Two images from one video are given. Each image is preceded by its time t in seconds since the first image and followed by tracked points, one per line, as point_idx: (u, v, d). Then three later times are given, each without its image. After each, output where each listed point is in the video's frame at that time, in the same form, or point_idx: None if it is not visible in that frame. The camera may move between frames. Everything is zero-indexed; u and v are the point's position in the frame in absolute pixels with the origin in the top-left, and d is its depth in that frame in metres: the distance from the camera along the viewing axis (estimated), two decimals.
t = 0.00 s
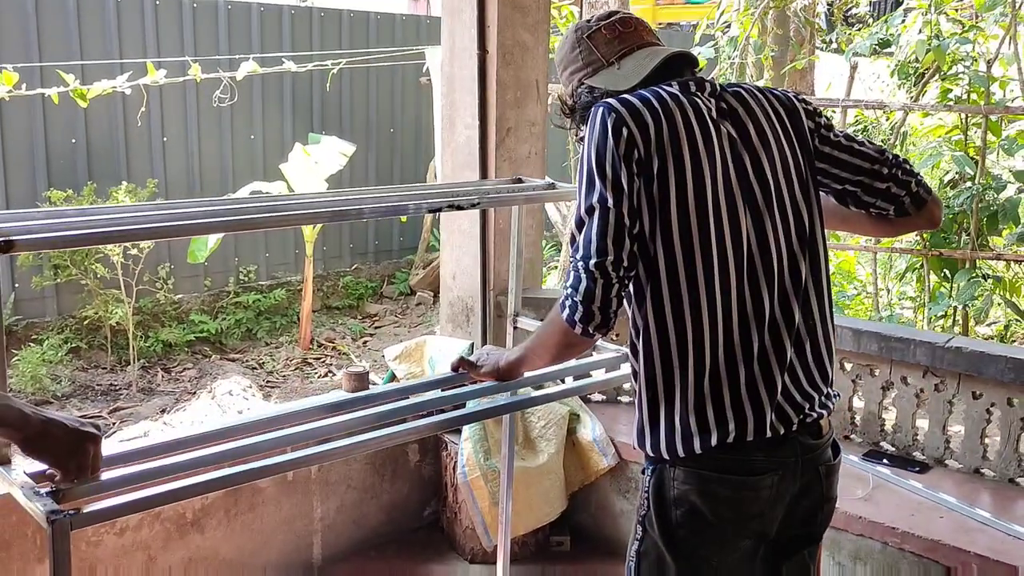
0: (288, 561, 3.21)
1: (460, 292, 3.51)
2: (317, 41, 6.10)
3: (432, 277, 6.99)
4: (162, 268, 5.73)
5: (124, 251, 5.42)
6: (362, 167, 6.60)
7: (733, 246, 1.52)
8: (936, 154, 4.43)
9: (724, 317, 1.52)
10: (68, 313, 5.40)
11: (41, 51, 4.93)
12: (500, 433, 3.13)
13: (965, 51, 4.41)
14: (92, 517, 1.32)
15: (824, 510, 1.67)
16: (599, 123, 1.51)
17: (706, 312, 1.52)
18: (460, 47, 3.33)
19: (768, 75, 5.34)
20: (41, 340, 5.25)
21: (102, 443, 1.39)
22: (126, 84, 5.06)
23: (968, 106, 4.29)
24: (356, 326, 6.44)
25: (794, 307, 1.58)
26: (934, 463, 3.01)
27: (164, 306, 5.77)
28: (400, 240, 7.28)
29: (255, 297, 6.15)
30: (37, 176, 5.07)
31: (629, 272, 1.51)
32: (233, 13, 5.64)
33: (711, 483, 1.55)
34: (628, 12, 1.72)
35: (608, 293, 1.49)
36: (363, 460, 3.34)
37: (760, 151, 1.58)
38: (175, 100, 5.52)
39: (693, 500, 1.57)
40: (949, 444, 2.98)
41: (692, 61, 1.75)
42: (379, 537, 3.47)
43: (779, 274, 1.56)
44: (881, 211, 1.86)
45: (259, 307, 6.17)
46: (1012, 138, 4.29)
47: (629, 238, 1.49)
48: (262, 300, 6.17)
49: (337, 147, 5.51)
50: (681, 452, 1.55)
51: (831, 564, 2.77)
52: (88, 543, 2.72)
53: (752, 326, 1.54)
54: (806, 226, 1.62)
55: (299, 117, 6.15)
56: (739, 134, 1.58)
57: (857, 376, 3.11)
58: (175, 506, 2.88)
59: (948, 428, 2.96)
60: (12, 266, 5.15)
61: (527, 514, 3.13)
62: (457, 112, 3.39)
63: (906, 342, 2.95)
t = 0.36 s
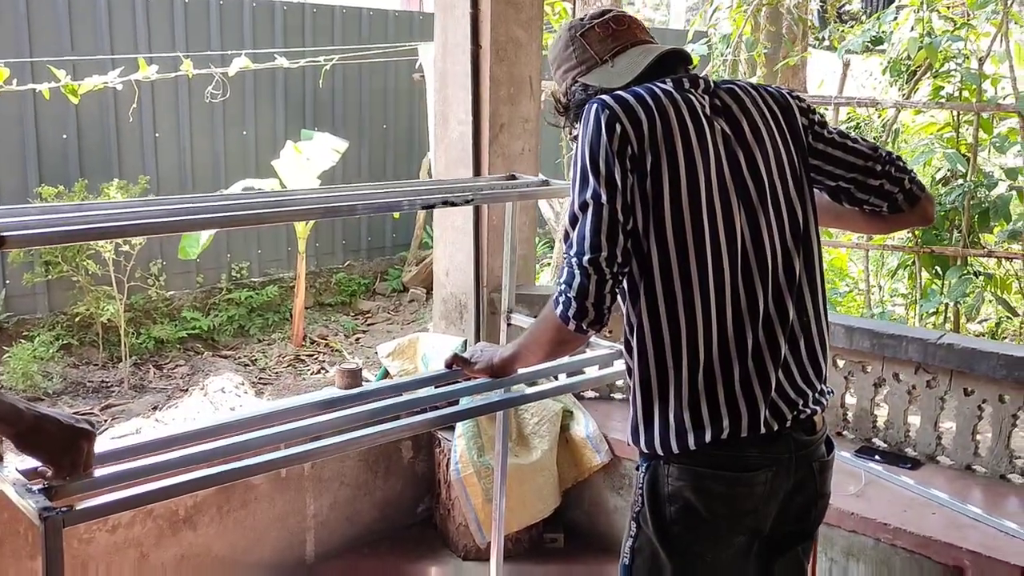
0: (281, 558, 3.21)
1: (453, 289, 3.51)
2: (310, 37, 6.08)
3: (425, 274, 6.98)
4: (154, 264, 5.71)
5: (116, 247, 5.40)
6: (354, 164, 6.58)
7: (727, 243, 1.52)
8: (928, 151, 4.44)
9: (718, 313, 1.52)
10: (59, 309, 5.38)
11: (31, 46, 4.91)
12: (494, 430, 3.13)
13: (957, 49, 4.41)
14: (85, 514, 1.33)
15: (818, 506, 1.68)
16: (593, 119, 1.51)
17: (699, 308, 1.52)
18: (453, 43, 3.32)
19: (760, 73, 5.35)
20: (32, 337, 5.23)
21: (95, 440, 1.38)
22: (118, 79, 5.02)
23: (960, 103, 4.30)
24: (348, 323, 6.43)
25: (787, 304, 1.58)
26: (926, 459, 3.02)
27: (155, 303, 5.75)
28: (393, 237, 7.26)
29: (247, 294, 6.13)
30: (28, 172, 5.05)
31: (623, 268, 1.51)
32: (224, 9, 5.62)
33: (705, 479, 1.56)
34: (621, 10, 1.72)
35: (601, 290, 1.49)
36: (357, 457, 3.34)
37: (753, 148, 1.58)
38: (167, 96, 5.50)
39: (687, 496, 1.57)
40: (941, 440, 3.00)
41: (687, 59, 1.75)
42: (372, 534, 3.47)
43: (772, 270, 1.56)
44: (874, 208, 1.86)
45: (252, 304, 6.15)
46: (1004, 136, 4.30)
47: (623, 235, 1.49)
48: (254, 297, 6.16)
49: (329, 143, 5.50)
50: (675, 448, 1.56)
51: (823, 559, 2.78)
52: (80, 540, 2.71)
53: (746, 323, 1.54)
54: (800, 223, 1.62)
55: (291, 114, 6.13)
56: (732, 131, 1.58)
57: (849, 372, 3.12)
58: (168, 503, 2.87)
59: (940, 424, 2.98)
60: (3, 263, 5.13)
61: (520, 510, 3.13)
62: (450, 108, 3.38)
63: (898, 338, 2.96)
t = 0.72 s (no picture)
0: (272, 553, 3.20)
1: (443, 283, 3.50)
2: (297, 30, 6.04)
3: (414, 268, 6.97)
4: (141, 259, 5.67)
5: (102, 242, 5.37)
6: (342, 157, 6.55)
7: (723, 235, 1.52)
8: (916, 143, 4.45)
9: (714, 307, 1.52)
10: (45, 304, 5.34)
11: (15, 39, 4.88)
12: (486, 423, 3.13)
13: (944, 42, 4.41)
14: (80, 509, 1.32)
15: (815, 498, 1.68)
16: (588, 110, 1.50)
17: (696, 301, 1.52)
18: (443, 36, 3.31)
19: (748, 66, 5.35)
20: (18, 332, 5.20)
21: (88, 434, 1.36)
22: (104, 73, 4.98)
23: (947, 96, 4.31)
24: (337, 318, 6.40)
25: (784, 297, 1.58)
26: (916, 451, 3.04)
27: (143, 297, 5.72)
28: (381, 231, 7.22)
29: (235, 289, 6.10)
30: (12, 166, 5.01)
31: (618, 260, 1.51)
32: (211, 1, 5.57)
33: (702, 471, 1.56)
34: (617, 3, 1.71)
35: (596, 281, 1.49)
36: (348, 452, 3.33)
37: (749, 140, 1.58)
38: (153, 89, 5.46)
39: (684, 489, 1.57)
40: (931, 432, 3.02)
41: (682, 51, 1.74)
42: (363, 528, 3.46)
43: (768, 263, 1.56)
44: (869, 202, 1.86)
45: (240, 298, 6.12)
46: (991, 129, 4.31)
47: (618, 226, 1.49)
48: (242, 292, 6.12)
49: (317, 137, 5.47)
50: (672, 441, 1.56)
51: (814, 551, 2.79)
52: (70, 536, 2.70)
53: (743, 316, 1.54)
54: (796, 216, 1.62)
55: (278, 107, 6.09)
56: (728, 123, 1.57)
57: (840, 365, 3.14)
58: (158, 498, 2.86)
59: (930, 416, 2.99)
60: None
61: (512, 504, 3.13)
62: (441, 101, 3.37)
63: (888, 330, 2.97)
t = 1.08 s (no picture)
0: (262, 553, 3.18)
1: (434, 280, 3.49)
2: (281, 25, 6.01)
3: (400, 264, 6.95)
4: (125, 257, 5.62)
5: (85, 240, 5.31)
6: (327, 154, 6.51)
7: (722, 231, 1.51)
8: (900, 139, 4.44)
9: (713, 302, 1.52)
10: (27, 304, 5.28)
11: None
12: (477, 420, 3.13)
13: (929, 38, 4.42)
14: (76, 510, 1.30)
15: (814, 493, 1.68)
16: (585, 104, 1.50)
17: (695, 297, 1.51)
18: (432, 31, 3.29)
19: (733, 61, 5.35)
20: None
21: (83, 434, 1.35)
22: (87, 69, 4.93)
23: (930, 91, 4.33)
24: (323, 315, 6.37)
25: (782, 293, 1.58)
26: (906, 445, 3.05)
27: (126, 295, 5.67)
28: (367, 228, 7.19)
29: (220, 287, 6.05)
30: None
31: (616, 255, 1.50)
32: None
33: (702, 468, 1.56)
34: None
35: (593, 276, 1.48)
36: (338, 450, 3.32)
37: (747, 136, 1.57)
38: (135, 86, 5.41)
39: (684, 485, 1.57)
40: (921, 426, 3.04)
41: (678, 47, 1.73)
42: (354, 526, 3.44)
43: (767, 258, 1.56)
44: (863, 198, 1.86)
45: (225, 296, 6.07)
46: (975, 125, 4.31)
47: (616, 222, 1.48)
48: (227, 290, 6.08)
49: (302, 133, 5.42)
50: (671, 437, 1.56)
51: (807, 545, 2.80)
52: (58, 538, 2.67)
53: (742, 311, 1.53)
54: (793, 212, 1.62)
55: (263, 103, 6.05)
56: (725, 118, 1.57)
57: (830, 360, 3.15)
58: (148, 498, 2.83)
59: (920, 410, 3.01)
60: None
61: (503, 502, 3.12)
62: (430, 97, 3.35)
63: (879, 325, 2.99)
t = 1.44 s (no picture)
0: (249, 560, 3.15)
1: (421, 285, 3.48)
2: (264, 28, 5.96)
3: (385, 269, 6.93)
4: (108, 262, 5.57)
5: (68, 245, 5.26)
6: (311, 158, 6.49)
7: (712, 235, 1.52)
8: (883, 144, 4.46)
9: (705, 307, 1.52)
10: (9, 310, 5.22)
11: None
12: (465, 425, 3.12)
13: (911, 43, 4.44)
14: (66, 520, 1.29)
15: (805, 497, 1.69)
16: (576, 110, 1.50)
17: (686, 302, 1.51)
18: (419, 35, 3.29)
19: (716, 66, 5.38)
20: None
21: (73, 442, 1.34)
22: (70, 74, 4.89)
23: (912, 96, 4.36)
24: (307, 320, 6.35)
25: (772, 297, 1.59)
26: (892, 448, 3.07)
27: (109, 301, 5.62)
28: (351, 232, 7.16)
29: (204, 292, 6.02)
30: None
31: (608, 261, 1.50)
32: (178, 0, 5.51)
33: (695, 473, 1.56)
34: (601, 3, 1.70)
35: (586, 282, 1.48)
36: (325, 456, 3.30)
37: (736, 142, 1.58)
38: (119, 90, 5.37)
39: (676, 490, 1.57)
40: (907, 429, 3.06)
41: (667, 52, 1.73)
42: (341, 533, 3.43)
43: (758, 263, 1.56)
44: (849, 205, 1.87)
45: (208, 301, 6.04)
46: (957, 129, 4.34)
47: (607, 227, 1.48)
48: (211, 295, 6.04)
49: (286, 138, 5.40)
50: (663, 443, 1.56)
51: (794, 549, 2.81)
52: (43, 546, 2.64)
53: (733, 316, 1.54)
54: (782, 217, 1.63)
55: (247, 107, 6.02)
56: (714, 124, 1.58)
57: (817, 364, 3.17)
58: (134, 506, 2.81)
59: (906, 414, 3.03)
60: None
61: (492, 507, 3.12)
62: (417, 102, 3.35)
63: (865, 329, 3.01)
